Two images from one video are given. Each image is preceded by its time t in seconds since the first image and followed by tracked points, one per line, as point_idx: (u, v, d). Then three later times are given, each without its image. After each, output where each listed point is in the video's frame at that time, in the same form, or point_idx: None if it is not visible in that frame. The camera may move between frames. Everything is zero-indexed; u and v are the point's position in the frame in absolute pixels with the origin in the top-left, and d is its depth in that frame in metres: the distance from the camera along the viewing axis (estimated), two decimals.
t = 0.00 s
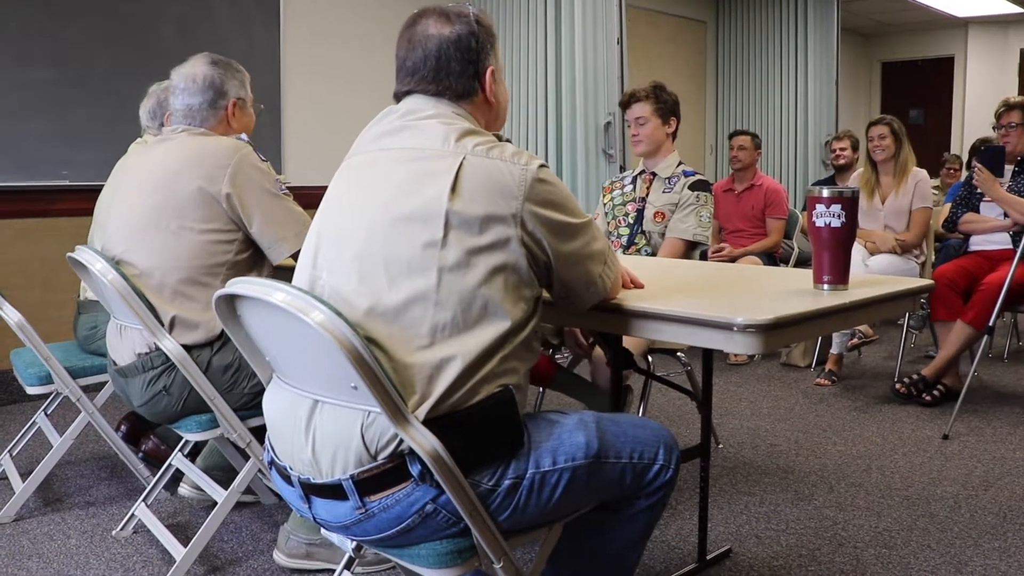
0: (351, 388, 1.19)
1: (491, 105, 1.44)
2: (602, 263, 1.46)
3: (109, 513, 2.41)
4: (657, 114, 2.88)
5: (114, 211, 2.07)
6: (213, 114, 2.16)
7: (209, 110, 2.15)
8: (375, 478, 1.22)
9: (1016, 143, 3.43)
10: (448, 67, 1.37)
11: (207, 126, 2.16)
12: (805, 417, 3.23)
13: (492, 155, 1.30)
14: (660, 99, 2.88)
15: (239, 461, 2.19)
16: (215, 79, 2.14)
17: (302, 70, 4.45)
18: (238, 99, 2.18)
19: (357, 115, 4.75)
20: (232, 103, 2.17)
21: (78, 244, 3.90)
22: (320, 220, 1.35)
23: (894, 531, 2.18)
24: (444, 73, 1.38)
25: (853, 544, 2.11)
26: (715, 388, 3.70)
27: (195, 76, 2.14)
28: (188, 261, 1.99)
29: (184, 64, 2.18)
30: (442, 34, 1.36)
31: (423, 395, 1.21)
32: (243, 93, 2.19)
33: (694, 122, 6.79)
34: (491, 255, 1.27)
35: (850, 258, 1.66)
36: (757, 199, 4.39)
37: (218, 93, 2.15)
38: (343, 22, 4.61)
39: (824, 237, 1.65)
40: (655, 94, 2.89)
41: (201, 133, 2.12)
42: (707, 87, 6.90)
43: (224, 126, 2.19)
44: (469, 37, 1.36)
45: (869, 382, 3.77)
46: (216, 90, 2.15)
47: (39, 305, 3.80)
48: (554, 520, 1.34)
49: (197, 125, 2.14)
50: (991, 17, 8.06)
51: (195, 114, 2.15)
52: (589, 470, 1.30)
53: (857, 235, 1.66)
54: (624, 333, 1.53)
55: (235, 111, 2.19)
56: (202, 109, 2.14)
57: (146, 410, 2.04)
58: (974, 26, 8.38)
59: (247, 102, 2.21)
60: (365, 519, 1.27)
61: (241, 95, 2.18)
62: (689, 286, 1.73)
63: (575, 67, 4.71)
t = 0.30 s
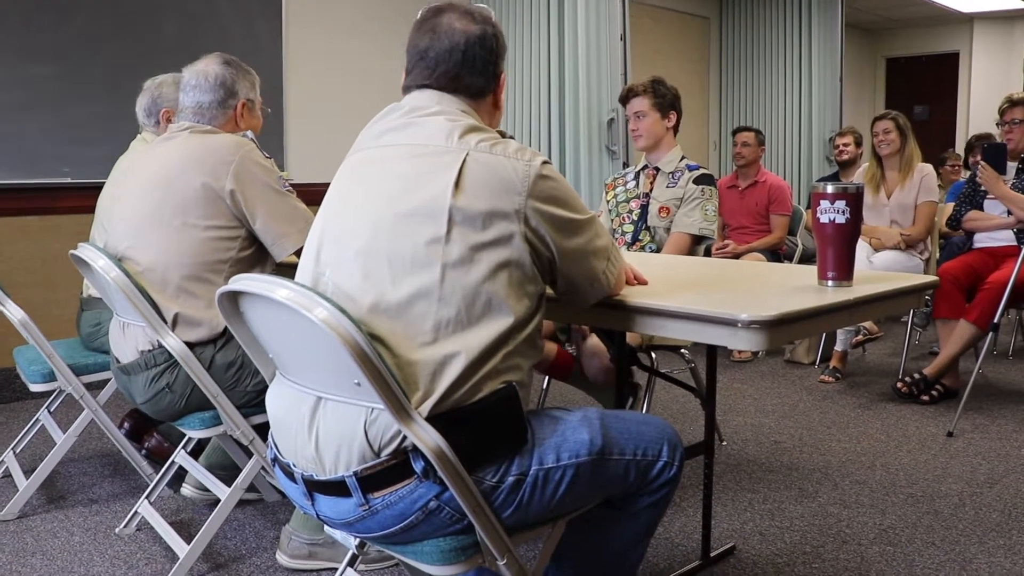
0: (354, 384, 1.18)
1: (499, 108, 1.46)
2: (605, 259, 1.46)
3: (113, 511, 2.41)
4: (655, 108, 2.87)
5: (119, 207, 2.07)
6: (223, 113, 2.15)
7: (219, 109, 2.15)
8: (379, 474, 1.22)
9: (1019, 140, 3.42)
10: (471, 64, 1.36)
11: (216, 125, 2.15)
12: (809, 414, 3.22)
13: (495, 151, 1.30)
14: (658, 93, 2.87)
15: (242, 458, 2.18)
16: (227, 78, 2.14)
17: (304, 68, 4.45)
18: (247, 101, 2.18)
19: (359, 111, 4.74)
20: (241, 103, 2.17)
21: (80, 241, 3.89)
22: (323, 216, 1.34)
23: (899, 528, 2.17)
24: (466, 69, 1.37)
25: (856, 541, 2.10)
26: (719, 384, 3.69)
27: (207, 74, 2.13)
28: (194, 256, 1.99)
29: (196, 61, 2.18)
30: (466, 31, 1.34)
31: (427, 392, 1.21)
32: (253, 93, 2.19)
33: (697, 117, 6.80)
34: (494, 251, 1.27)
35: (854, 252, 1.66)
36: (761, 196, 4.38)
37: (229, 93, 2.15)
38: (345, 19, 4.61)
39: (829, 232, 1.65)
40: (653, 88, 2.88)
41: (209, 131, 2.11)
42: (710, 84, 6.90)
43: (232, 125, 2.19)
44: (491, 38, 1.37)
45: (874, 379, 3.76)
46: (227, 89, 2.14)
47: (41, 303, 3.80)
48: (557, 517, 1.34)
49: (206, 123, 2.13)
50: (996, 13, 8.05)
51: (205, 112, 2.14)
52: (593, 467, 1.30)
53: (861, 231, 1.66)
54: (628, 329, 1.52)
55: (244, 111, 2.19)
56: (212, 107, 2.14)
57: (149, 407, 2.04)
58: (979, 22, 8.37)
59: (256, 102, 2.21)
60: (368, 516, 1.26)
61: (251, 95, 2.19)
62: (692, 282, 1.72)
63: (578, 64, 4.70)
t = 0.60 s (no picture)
0: (356, 381, 1.18)
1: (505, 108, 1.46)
2: (608, 256, 1.45)
3: (114, 508, 2.41)
4: (657, 105, 2.86)
5: (121, 203, 2.07)
6: (220, 106, 2.15)
7: (215, 102, 2.14)
8: (381, 471, 1.22)
9: None
10: (493, 67, 1.38)
11: (213, 119, 2.15)
12: (812, 412, 3.21)
13: (498, 148, 1.29)
14: (660, 90, 2.87)
15: (244, 456, 2.18)
16: (220, 70, 2.13)
17: (305, 65, 4.44)
18: (242, 91, 2.18)
19: (361, 108, 4.73)
20: (237, 94, 2.17)
21: (81, 238, 3.89)
22: (326, 212, 1.34)
23: (901, 526, 2.16)
24: (490, 73, 1.38)
25: (858, 539, 2.10)
26: (721, 382, 3.69)
27: (200, 69, 2.13)
28: (193, 253, 1.99)
29: (187, 56, 2.17)
30: (487, 35, 1.35)
31: (429, 389, 1.20)
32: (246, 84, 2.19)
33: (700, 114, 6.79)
34: (497, 247, 1.26)
35: (857, 250, 1.65)
36: (764, 193, 4.37)
37: (224, 85, 2.14)
38: (347, 15, 4.60)
39: (832, 229, 1.64)
40: (655, 85, 2.88)
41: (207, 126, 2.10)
42: (713, 80, 6.89)
43: (230, 118, 2.18)
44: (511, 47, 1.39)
45: (877, 376, 3.76)
46: (222, 82, 2.14)
47: (43, 300, 3.80)
48: (559, 515, 1.33)
49: (204, 118, 2.13)
50: (1000, 10, 8.02)
51: (202, 107, 2.13)
52: (596, 464, 1.29)
53: (864, 228, 1.65)
54: (630, 327, 1.52)
55: (240, 102, 2.18)
56: (208, 101, 2.13)
57: (150, 404, 2.04)
58: (983, 18, 8.33)
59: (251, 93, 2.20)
60: (370, 513, 1.26)
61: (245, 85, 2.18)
62: (696, 279, 1.71)
63: (581, 60, 4.69)
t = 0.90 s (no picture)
0: (359, 378, 1.17)
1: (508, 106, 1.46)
2: (611, 253, 1.45)
3: (116, 505, 2.40)
4: (661, 102, 2.86)
5: (122, 202, 2.07)
6: (224, 102, 2.14)
7: (219, 98, 2.13)
8: (383, 469, 1.21)
9: None
10: (496, 68, 1.38)
11: (216, 116, 2.14)
12: (815, 409, 3.21)
13: (500, 143, 1.29)
14: (662, 86, 2.86)
15: (246, 454, 2.18)
16: (226, 66, 2.12)
17: (306, 62, 4.44)
18: (245, 88, 2.17)
19: (362, 105, 4.72)
20: (241, 90, 2.16)
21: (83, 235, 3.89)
22: (328, 209, 1.33)
23: (905, 524, 2.16)
24: (490, 75, 1.39)
25: (862, 538, 2.09)
26: (725, 380, 3.69)
27: (205, 64, 2.11)
28: (193, 253, 1.99)
29: (190, 50, 2.15)
30: (491, 37, 1.36)
31: (432, 386, 1.20)
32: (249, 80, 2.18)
33: (703, 111, 6.77)
34: (500, 243, 1.25)
35: (861, 247, 1.64)
36: (767, 190, 4.37)
37: (228, 81, 2.13)
38: (348, 12, 4.59)
39: (835, 227, 1.63)
40: (657, 81, 2.87)
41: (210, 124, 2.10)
42: (716, 77, 6.88)
43: (232, 114, 2.18)
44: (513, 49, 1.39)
45: (880, 374, 3.75)
46: (227, 78, 2.13)
47: (45, 298, 3.80)
48: (561, 512, 1.33)
49: (206, 114, 2.13)
50: (1004, 6, 8.00)
51: (205, 103, 2.12)
52: (598, 461, 1.29)
53: (868, 227, 1.64)
54: (633, 324, 1.51)
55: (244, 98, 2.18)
56: (213, 96, 2.12)
57: (151, 401, 2.04)
58: (988, 15, 8.31)
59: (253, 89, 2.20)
60: (372, 511, 1.26)
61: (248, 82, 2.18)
62: (699, 277, 1.71)
63: (583, 57, 4.68)
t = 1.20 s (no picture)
0: (360, 376, 1.17)
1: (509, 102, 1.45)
2: (613, 250, 1.44)
3: (118, 504, 2.40)
4: (665, 100, 2.85)
5: (125, 199, 2.07)
6: (229, 102, 2.13)
7: (225, 98, 2.12)
8: (385, 467, 1.21)
9: None
10: (496, 66, 1.37)
11: (220, 115, 2.14)
12: (818, 407, 3.20)
13: (501, 140, 1.28)
14: (667, 84, 2.84)
15: (248, 453, 2.17)
16: (233, 66, 2.11)
17: (308, 60, 4.43)
18: (252, 88, 2.16)
19: (364, 103, 4.72)
20: (247, 91, 2.15)
21: (84, 233, 3.89)
22: (329, 207, 1.33)
23: (908, 522, 2.15)
24: (490, 73, 1.38)
25: (865, 535, 2.08)
26: (727, 377, 3.68)
27: (212, 63, 2.10)
28: (195, 250, 1.99)
29: (199, 48, 2.14)
30: (492, 35, 1.35)
31: (434, 383, 1.20)
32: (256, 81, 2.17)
33: (706, 108, 6.75)
34: (501, 240, 1.25)
35: (864, 244, 1.63)
36: (770, 187, 4.36)
37: (235, 81, 2.12)
38: (349, 10, 4.58)
39: (838, 224, 1.63)
40: (662, 79, 2.85)
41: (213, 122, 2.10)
42: (719, 74, 6.86)
43: (237, 113, 2.17)
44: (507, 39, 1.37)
45: (883, 371, 3.75)
46: (233, 78, 2.12)
47: (46, 297, 3.80)
48: (564, 510, 1.32)
49: (211, 113, 2.12)
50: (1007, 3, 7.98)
51: (210, 102, 2.12)
52: (600, 459, 1.28)
53: (872, 224, 1.64)
54: (635, 321, 1.51)
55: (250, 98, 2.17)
56: (219, 96, 2.12)
57: (153, 399, 2.04)
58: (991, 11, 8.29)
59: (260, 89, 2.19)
60: (374, 509, 1.25)
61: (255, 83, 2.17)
62: (702, 274, 1.70)
63: (585, 55, 4.68)
